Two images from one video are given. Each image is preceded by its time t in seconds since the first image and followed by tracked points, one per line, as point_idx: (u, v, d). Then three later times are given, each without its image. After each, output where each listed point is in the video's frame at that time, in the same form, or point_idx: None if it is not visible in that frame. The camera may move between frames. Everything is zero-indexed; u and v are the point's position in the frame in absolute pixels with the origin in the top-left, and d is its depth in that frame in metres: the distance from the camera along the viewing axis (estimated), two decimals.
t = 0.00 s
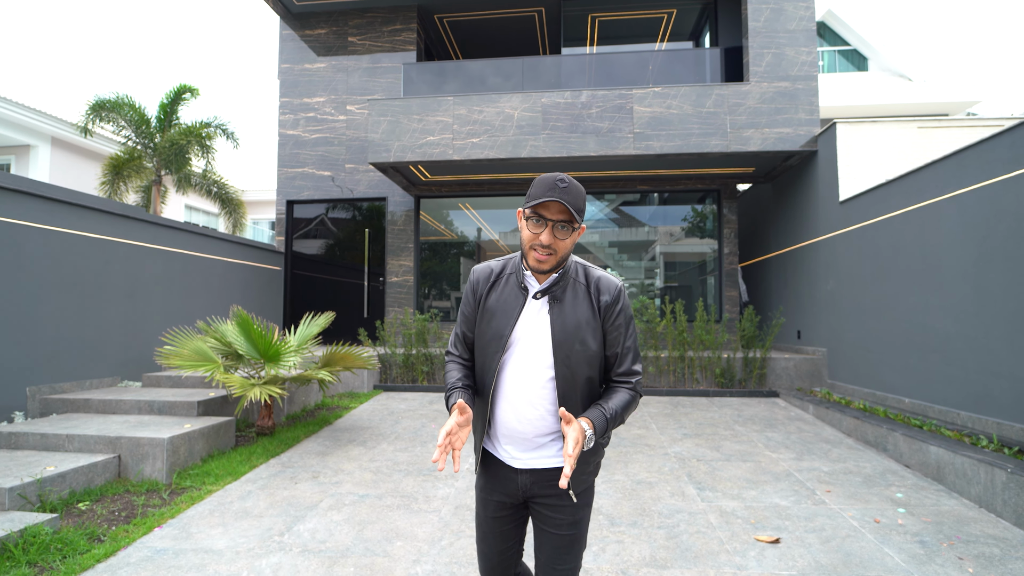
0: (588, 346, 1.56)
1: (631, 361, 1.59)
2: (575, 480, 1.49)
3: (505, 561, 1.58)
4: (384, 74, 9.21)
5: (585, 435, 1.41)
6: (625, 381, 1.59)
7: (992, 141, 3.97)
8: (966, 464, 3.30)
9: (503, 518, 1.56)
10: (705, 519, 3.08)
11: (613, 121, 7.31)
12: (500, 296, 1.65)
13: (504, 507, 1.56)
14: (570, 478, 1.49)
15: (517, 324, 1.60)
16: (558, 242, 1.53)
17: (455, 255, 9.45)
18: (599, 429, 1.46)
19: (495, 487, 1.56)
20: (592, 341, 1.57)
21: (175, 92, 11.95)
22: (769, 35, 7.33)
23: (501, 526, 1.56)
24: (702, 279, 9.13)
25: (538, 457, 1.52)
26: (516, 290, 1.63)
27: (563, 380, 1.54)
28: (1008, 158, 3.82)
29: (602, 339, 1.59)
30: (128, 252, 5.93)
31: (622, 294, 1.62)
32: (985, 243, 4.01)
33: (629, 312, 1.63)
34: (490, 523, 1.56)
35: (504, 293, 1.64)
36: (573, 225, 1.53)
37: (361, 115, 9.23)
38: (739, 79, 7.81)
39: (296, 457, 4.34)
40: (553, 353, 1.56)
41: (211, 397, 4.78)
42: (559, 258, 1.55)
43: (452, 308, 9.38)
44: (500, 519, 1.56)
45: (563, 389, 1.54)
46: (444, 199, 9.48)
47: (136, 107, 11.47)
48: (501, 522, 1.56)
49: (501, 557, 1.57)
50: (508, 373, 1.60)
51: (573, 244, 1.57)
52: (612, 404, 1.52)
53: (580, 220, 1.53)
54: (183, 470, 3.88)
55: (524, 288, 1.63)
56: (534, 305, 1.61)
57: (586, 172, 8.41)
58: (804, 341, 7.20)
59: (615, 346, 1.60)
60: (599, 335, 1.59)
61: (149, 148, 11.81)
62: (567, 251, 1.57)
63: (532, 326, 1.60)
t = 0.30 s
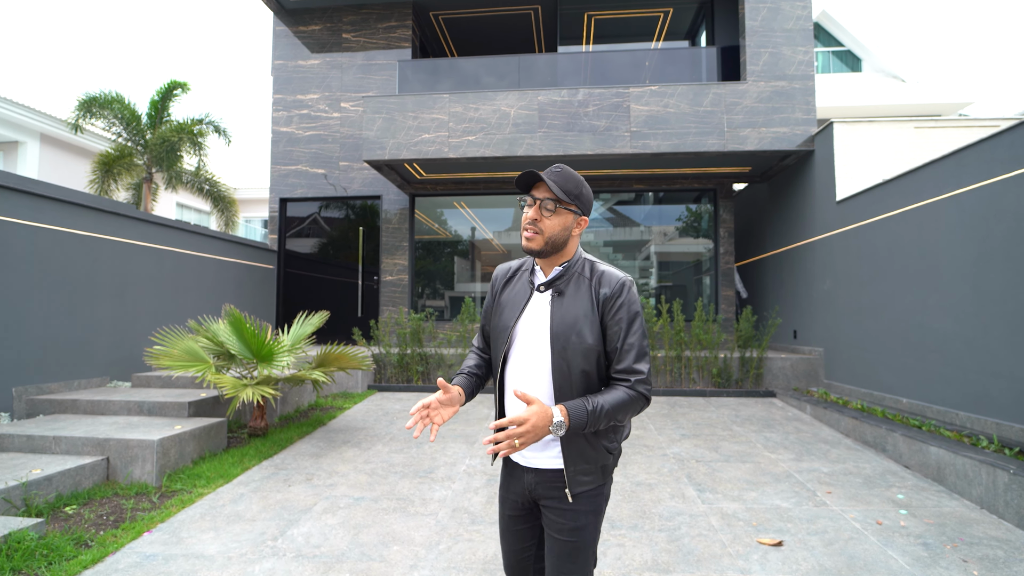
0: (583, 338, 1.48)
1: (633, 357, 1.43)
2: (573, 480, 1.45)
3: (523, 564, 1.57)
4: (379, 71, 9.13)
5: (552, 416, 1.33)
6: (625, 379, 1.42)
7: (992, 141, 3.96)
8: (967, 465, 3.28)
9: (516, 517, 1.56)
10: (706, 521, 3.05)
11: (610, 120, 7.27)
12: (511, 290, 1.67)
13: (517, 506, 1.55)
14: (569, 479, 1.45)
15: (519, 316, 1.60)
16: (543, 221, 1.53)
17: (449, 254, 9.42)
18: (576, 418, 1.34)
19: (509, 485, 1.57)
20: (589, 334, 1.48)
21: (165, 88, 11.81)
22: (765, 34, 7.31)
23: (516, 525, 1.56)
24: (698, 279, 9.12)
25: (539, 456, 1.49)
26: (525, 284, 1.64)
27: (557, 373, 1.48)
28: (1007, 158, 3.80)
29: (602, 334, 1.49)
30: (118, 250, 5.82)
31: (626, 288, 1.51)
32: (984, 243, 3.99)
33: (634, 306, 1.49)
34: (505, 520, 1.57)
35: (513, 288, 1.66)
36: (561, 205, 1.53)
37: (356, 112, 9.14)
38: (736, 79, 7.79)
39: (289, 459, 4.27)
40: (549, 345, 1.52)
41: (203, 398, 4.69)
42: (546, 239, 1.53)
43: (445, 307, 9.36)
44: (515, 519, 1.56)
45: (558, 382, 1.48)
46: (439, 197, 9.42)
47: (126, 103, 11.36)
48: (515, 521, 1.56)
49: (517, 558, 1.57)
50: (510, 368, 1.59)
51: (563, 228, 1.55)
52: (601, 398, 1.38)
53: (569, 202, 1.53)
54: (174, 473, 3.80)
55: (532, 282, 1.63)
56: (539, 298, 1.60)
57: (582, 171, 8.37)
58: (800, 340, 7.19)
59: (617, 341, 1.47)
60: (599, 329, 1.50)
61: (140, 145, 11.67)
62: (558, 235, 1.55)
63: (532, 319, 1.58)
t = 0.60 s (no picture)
0: (572, 331, 1.46)
1: (610, 351, 1.34)
2: (567, 472, 1.42)
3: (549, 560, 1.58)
4: (372, 69, 9.03)
5: (512, 388, 1.39)
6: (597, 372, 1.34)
7: (990, 141, 3.94)
8: (969, 466, 3.25)
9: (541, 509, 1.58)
10: (708, 525, 3.00)
11: (606, 118, 7.22)
12: (542, 291, 1.74)
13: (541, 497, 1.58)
14: (563, 471, 1.42)
15: (540, 313, 1.66)
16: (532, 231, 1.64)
17: (442, 253, 9.34)
18: (534, 397, 1.36)
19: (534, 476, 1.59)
20: (578, 327, 1.46)
21: (154, 85, 11.64)
22: (761, 34, 7.30)
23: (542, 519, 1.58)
24: (693, 279, 9.11)
25: (546, 447, 1.50)
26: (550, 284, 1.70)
27: (552, 365, 1.50)
28: (1006, 158, 3.78)
29: (591, 328, 1.44)
30: (106, 249, 5.70)
31: (619, 282, 1.43)
32: (983, 243, 3.97)
33: (624, 300, 1.40)
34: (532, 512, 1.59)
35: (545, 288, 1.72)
36: (538, 214, 1.60)
37: (349, 110, 9.03)
38: (732, 78, 7.77)
39: (282, 462, 4.18)
40: (550, 337, 1.54)
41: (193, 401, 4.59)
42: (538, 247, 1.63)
43: (439, 306, 9.29)
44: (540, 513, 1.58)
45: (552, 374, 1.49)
46: (433, 196, 9.33)
47: (114, 100, 11.18)
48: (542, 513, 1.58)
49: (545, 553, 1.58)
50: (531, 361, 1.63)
51: (546, 233, 1.59)
52: (568, 386, 1.34)
53: (541, 207, 1.58)
54: (163, 477, 3.70)
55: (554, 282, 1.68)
56: (554, 296, 1.63)
57: (577, 169, 8.33)
58: (796, 340, 7.18)
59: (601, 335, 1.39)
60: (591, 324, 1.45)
61: (128, 143, 11.49)
62: (546, 239, 1.60)
63: (546, 314, 1.61)
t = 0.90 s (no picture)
0: (576, 325, 1.47)
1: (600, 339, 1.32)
2: (577, 463, 1.40)
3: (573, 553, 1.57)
4: (367, 67, 8.96)
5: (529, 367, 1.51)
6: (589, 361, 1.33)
7: (991, 141, 3.92)
8: (970, 468, 3.24)
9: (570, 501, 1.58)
10: (710, 528, 2.97)
11: (603, 118, 7.19)
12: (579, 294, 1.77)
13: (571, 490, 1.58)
14: (574, 461, 1.41)
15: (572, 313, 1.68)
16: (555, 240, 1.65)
17: (436, 253, 9.29)
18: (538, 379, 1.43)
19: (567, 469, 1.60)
20: (581, 320, 1.46)
21: (146, 82, 11.52)
22: (759, 33, 7.29)
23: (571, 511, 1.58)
24: (688, 279, 9.07)
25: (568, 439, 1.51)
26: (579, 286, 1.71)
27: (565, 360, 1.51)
28: (1006, 158, 3.76)
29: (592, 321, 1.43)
30: (97, 248, 5.61)
31: (616, 274, 1.41)
32: (981, 243, 3.97)
33: (618, 291, 1.37)
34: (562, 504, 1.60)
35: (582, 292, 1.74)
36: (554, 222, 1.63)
37: (344, 108, 8.95)
38: (729, 78, 7.76)
39: (277, 465, 4.12)
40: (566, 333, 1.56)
41: (185, 402, 4.51)
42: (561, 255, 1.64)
43: (433, 306, 9.23)
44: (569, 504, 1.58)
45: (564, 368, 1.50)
46: (429, 195, 9.27)
47: (106, 97, 11.06)
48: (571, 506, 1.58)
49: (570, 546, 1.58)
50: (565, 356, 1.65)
51: (565, 240, 1.60)
52: (562, 372, 1.36)
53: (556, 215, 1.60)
54: (155, 481, 3.63)
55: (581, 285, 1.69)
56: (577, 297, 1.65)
57: (574, 169, 8.30)
58: (793, 340, 7.18)
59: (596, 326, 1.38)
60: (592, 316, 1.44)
61: (120, 140, 11.37)
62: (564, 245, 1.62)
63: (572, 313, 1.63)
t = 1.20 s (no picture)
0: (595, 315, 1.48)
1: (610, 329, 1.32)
2: (596, 460, 1.40)
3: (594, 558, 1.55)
4: (360, 64, 8.88)
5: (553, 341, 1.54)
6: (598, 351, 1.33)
7: (986, 142, 3.92)
8: (967, 468, 3.25)
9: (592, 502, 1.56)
10: (710, 529, 2.95)
11: (599, 117, 7.17)
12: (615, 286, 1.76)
13: (594, 490, 1.56)
14: (594, 459, 1.41)
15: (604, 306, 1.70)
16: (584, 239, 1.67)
17: (428, 252, 9.23)
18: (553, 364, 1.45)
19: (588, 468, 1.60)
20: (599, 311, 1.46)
21: (135, 79, 11.37)
22: (753, 34, 7.30)
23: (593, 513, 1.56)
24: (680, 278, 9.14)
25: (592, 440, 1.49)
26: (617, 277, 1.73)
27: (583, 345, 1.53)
28: (1002, 159, 3.76)
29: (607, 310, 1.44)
30: (86, 246, 5.52)
31: (635, 266, 1.40)
32: (976, 244, 3.98)
33: (633, 283, 1.36)
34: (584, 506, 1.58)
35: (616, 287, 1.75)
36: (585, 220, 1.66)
37: (336, 106, 8.87)
38: (724, 78, 7.77)
39: (269, 467, 4.06)
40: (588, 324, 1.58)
41: (176, 404, 4.44)
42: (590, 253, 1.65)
43: (426, 306, 9.18)
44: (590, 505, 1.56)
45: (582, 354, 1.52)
46: (422, 194, 9.22)
47: (94, 94, 10.91)
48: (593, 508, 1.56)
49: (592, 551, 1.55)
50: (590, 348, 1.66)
51: (592, 237, 1.61)
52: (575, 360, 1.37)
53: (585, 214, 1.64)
54: (145, 484, 3.56)
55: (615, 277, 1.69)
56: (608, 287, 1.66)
57: (569, 168, 8.28)
58: (786, 340, 7.21)
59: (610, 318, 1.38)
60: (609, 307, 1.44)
61: (108, 138, 11.22)
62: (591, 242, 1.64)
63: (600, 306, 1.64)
